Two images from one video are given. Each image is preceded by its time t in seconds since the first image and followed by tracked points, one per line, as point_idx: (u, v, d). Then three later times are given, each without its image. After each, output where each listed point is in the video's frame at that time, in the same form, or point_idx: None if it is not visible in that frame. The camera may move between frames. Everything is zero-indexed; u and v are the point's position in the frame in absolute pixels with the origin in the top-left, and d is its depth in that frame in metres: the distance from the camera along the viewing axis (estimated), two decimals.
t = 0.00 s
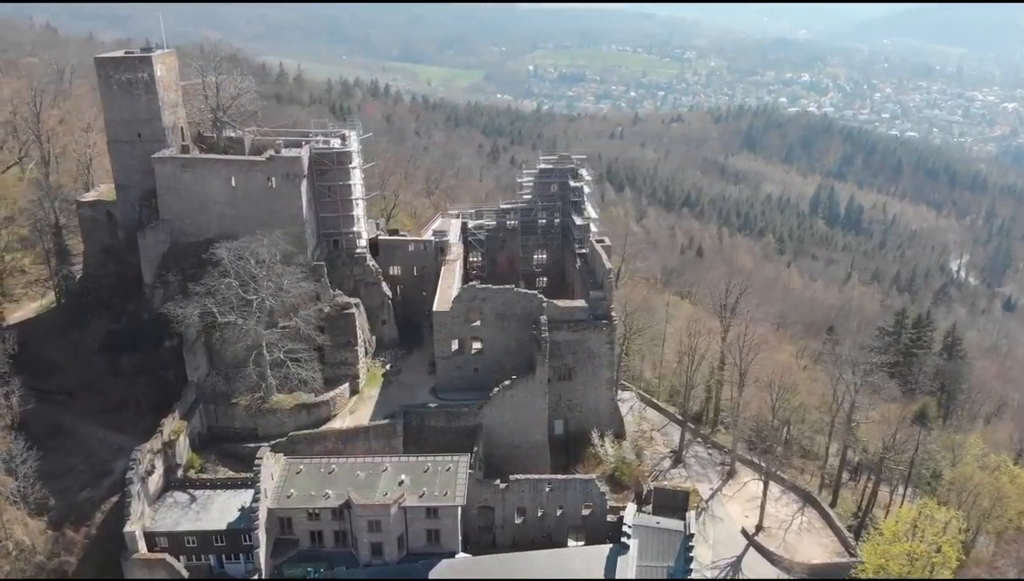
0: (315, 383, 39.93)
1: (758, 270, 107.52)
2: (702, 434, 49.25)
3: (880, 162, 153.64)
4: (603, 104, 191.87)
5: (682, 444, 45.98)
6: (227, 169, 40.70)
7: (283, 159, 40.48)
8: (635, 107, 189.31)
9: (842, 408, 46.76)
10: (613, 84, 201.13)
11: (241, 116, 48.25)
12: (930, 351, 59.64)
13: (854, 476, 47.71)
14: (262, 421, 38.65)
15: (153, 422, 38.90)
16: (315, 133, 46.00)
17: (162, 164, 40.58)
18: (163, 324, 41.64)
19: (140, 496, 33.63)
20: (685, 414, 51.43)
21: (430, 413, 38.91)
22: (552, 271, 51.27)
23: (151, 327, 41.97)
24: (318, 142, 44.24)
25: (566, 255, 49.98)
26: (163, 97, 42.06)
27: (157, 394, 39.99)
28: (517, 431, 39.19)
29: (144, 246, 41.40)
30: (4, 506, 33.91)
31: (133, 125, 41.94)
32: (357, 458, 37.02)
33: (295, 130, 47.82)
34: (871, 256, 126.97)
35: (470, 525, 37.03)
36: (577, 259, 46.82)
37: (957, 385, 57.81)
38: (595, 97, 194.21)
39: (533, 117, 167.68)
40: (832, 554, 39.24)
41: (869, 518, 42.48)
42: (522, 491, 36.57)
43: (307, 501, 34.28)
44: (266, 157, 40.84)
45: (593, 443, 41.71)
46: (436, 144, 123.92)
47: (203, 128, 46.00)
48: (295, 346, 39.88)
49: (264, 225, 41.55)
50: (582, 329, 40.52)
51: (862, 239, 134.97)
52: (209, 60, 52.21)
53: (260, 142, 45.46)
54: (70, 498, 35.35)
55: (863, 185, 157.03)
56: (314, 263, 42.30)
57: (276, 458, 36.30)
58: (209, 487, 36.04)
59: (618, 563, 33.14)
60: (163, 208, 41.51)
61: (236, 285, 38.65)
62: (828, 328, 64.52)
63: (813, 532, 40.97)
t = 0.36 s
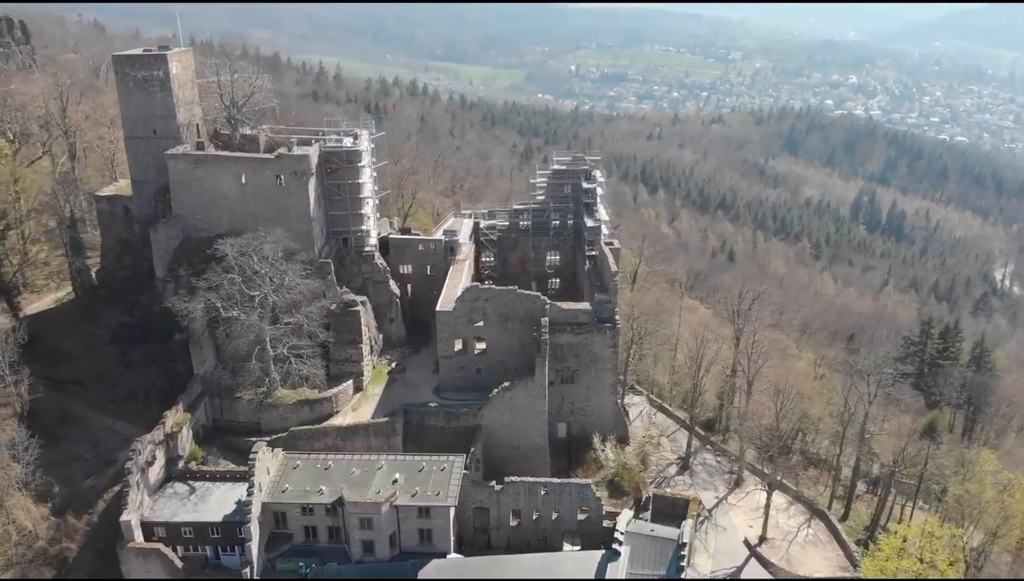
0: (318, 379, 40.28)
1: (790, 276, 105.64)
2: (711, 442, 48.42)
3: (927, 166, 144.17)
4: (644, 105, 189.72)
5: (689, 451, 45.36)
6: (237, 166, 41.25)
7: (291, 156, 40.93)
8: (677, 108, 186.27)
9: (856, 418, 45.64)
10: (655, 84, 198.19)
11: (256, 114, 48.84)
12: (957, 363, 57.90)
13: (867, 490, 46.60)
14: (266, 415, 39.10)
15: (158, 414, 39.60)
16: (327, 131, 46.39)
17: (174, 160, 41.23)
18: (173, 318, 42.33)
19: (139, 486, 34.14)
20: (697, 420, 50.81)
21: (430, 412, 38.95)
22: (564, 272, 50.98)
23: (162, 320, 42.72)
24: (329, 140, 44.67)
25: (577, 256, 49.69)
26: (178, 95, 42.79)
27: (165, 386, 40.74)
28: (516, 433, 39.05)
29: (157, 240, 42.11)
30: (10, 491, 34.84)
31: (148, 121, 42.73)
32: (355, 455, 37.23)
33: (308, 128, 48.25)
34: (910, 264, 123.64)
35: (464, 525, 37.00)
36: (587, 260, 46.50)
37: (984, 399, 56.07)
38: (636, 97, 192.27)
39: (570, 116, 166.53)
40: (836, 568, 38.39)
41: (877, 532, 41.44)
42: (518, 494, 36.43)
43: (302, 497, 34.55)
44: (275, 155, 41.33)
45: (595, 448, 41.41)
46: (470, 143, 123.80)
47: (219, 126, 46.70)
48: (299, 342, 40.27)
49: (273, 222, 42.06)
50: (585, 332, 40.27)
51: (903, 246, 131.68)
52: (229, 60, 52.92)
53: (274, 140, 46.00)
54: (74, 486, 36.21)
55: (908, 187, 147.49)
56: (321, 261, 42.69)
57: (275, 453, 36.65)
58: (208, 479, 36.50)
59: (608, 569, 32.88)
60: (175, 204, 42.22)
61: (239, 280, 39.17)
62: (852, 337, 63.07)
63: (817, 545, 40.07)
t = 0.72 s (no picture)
0: (323, 375, 40.63)
1: (826, 282, 103.36)
2: (722, 450, 47.55)
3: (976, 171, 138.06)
4: (687, 105, 186.98)
5: (696, 458, 44.66)
6: (249, 163, 41.79)
7: (302, 155, 41.36)
8: (720, 108, 183.80)
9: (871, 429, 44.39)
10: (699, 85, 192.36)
11: (274, 112, 49.41)
12: (986, 376, 56.00)
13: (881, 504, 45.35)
14: (271, 409, 39.58)
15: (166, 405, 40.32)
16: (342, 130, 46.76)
17: (189, 157, 41.94)
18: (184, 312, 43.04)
19: (141, 476, 34.64)
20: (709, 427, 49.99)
21: (432, 411, 38.94)
22: (578, 273, 50.63)
23: (175, 314, 43.47)
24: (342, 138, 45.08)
25: (589, 257, 49.44)
26: (195, 92, 43.55)
27: (176, 378, 41.43)
28: (517, 435, 38.92)
29: (171, 235, 42.83)
30: (19, 477, 35.81)
31: (166, 118, 43.56)
32: (354, 452, 37.44)
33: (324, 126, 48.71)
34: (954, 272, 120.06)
35: (461, 526, 36.98)
36: (599, 262, 46.08)
37: (1013, 413, 54.12)
38: (679, 97, 189.51)
39: (609, 115, 164.97)
40: None
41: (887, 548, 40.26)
42: (514, 496, 36.27)
43: (298, 492, 34.84)
44: (286, 152, 41.81)
45: (598, 452, 41.07)
46: (505, 143, 123.10)
47: (237, 124, 47.42)
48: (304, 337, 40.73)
49: (284, 219, 42.57)
50: (589, 334, 39.97)
51: (947, 253, 128.03)
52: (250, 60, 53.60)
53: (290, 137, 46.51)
54: (82, 473, 37.10)
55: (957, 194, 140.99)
56: (330, 258, 43.10)
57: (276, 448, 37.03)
58: (210, 471, 36.91)
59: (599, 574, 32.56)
60: (190, 199, 42.95)
61: (244, 276, 39.76)
62: (877, 345, 61.55)
63: (824, 559, 39.09)
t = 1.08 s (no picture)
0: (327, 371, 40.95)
1: (858, 288, 101.14)
2: (731, 458, 46.74)
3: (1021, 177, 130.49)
4: (726, 106, 183.94)
5: (702, 465, 43.92)
6: (260, 160, 42.28)
7: (310, 153, 41.76)
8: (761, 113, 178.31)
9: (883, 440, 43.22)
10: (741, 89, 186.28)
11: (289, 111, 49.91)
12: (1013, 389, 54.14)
13: (894, 516, 44.20)
14: (276, 404, 39.92)
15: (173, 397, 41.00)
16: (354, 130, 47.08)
17: (202, 154, 42.57)
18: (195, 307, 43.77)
19: (143, 468, 35.06)
20: (719, 434, 49.27)
21: (433, 410, 38.93)
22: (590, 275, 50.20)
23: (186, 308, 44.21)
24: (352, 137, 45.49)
25: (600, 259, 48.99)
26: (210, 90, 44.21)
27: (185, 371, 42.10)
28: (517, 437, 38.83)
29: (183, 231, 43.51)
30: (26, 466, 36.74)
31: (181, 116, 44.27)
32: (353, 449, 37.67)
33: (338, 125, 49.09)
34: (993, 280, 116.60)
35: (457, 526, 36.91)
36: (608, 264, 45.60)
37: None
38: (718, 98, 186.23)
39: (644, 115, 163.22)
40: None
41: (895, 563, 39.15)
42: (509, 497, 36.17)
43: (295, 487, 35.15)
44: (296, 151, 42.25)
45: (599, 456, 40.81)
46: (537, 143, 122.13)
47: (253, 122, 48.02)
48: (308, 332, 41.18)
49: (293, 217, 43.09)
50: (592, 338, 39.68)
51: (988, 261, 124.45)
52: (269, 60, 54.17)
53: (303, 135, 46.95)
54: (88, 462, 37.93)
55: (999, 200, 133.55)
56: (337, 257, 43.60)
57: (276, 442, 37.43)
58: (212, 464, 37.27)
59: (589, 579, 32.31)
60: (202, 196, 43.60)
61: (248, 272, 40.47)
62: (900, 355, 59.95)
63: (826, 572, 38.18)
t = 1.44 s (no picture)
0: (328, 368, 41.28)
1: (890, 296, 98.65)
2: (737, 466, 45.92)
3: None
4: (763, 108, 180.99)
5: (706, 472, 43.26)
6: (268, 158, 42.73)
7: (316, 152, 42.12)
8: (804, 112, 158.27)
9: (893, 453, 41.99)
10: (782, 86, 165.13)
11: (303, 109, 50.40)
12: None
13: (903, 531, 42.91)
14: (278, 400, 40.32)
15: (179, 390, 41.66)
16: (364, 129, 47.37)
17: (212, 151, 43.18)
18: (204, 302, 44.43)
19: (143, 459, 35.64)
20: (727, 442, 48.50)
21: (431, 410, 38.95)
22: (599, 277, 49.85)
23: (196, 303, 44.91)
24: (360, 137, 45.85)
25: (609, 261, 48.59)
26: (222, 88, 44.87)
27: (193, 365, 42.77)
28: (514, 438, 38.69)
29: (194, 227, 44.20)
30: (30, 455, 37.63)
31: (194, 114, 44.97)
32: (349, 446, 37.90)
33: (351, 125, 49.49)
34: None
35: (451, 526, 36.87)
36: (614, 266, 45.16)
37: None
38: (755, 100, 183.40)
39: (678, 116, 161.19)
40: None
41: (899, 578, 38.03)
42: (502, 499, 36.03)
43: (288, 483, 35.44)
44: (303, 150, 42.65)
45: (598, 460, 40.48)
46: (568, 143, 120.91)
47: (267, 120, 48.59)
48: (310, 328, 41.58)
49: (299, 215, 43.55)
50: (592, 340, 39.38)
51: None
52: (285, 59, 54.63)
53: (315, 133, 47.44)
54: (93, 452, 38.73)
55: None
56: (342, 255, 43.89)
57: (274, 437, 37.88)
58: (211, 458, 37.73)
59: None
60: (213, 193, 44.24)
61: (251, 269, 41.09)
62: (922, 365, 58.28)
63: None
